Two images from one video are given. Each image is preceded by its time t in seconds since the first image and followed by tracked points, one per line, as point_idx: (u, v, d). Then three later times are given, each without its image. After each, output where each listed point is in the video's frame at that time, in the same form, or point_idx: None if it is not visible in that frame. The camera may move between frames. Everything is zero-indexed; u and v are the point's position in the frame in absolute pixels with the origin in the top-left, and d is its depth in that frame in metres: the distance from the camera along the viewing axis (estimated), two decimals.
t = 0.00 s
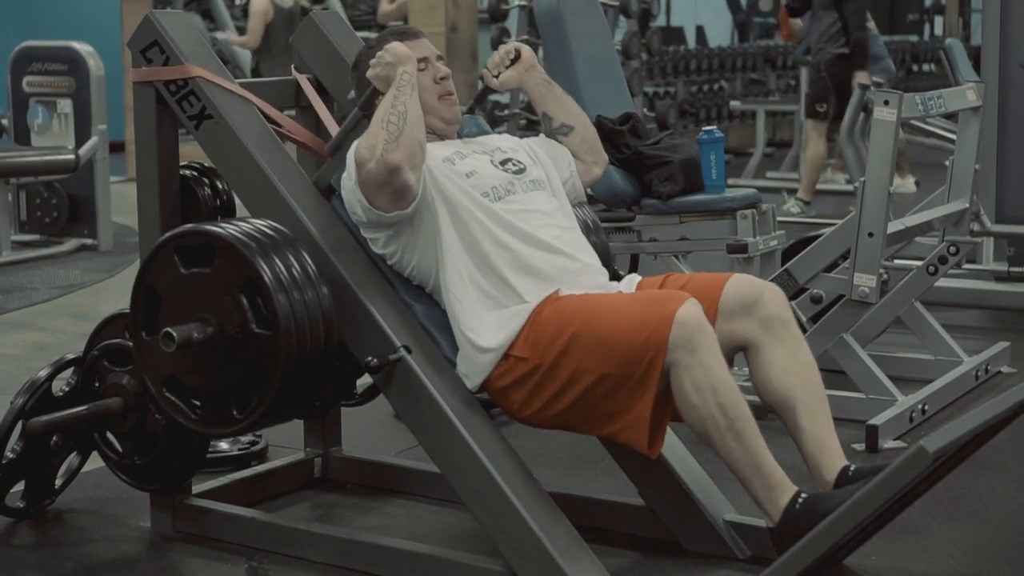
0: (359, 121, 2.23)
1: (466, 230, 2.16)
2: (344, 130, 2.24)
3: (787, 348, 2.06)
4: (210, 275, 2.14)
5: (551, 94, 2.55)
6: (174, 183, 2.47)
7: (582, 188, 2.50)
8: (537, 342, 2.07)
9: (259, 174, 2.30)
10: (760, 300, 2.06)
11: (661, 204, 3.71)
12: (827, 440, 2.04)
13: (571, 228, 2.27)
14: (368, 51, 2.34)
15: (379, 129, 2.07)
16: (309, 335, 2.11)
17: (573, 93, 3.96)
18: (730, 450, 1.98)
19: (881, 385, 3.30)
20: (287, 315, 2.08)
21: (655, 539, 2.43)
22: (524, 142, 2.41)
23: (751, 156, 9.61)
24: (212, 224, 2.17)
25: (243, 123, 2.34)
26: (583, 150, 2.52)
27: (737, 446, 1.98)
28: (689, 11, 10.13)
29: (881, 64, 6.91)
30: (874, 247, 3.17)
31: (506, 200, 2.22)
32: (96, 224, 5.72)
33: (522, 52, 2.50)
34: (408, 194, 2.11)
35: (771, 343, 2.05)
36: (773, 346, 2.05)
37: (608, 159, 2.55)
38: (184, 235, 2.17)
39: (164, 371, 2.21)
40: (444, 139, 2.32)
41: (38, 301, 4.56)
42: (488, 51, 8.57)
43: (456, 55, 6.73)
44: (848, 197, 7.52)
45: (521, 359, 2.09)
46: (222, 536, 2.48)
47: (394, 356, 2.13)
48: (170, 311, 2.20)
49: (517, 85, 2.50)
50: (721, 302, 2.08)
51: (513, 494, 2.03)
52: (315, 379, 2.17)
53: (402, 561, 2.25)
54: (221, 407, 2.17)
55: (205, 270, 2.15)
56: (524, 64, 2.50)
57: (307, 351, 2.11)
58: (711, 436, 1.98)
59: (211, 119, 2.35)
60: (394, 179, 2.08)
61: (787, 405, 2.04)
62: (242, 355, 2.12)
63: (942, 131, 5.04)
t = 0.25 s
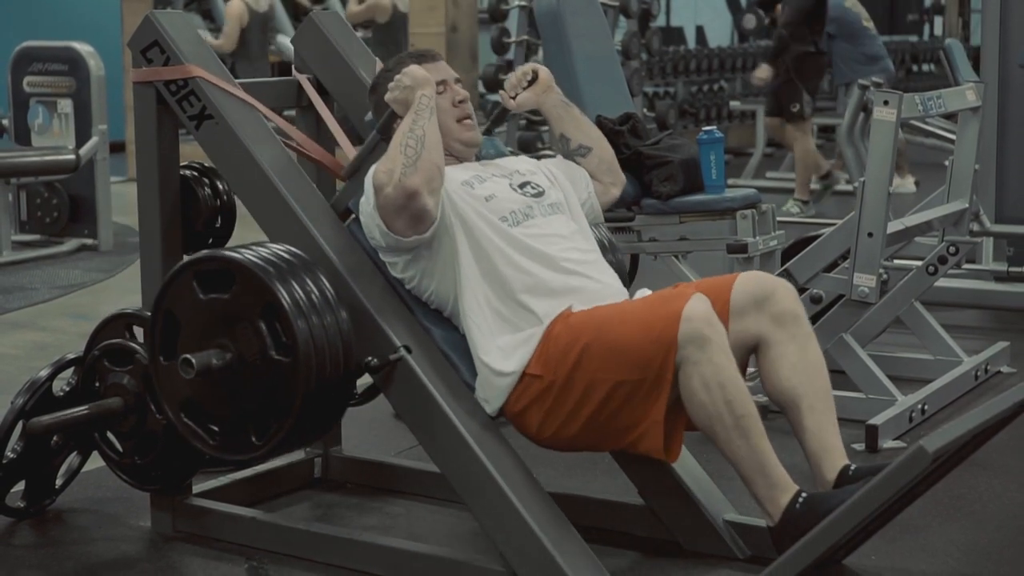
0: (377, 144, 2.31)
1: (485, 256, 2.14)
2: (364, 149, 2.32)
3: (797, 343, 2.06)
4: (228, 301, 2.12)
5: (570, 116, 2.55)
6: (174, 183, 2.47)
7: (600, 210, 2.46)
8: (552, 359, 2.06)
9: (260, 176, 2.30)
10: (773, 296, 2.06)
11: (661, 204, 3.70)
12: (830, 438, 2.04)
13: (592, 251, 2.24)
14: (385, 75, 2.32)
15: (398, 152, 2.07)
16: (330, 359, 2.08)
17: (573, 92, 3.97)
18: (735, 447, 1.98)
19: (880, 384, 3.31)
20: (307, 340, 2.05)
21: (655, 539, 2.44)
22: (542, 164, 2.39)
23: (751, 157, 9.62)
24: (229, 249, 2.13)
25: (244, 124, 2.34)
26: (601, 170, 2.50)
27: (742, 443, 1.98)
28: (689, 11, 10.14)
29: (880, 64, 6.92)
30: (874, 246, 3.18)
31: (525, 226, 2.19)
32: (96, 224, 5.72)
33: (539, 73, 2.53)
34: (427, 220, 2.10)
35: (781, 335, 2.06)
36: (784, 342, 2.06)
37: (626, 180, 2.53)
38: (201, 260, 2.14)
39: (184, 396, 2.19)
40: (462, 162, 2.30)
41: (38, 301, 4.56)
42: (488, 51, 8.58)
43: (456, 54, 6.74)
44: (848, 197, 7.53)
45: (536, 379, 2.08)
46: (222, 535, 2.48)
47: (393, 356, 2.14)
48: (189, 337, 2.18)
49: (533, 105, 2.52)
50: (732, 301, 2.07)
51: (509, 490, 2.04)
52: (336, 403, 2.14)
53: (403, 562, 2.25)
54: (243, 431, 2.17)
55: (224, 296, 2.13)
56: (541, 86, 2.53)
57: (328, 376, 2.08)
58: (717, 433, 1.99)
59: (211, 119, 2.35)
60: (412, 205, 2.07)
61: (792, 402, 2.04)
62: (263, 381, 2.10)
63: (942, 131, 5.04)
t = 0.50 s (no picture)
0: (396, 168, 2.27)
1: (504, 280, 2.12)
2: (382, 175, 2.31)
3: (804, 341, 2.07)
4: (248, 327, 2.08)
5: (588, 137, 2.48)
6: (174, 182, 2.48)
7: (619, 232, 2.43)
8: (570, 382, 2.02)
9: (259, 175, 2.29)
10: (781, 293, 2.06)
11: (661, 204, 3.70)
12: (832, 437, 2.04)
13: (612, 271, 2.21)
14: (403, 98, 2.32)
15: (416, 177, 2.04)
16: (351, 385, 2.03)
17: (573, 92, 3.97)
18: (738, 447, 1.99)
19: (880, 384, 3.31)
20: (327, 367, 2.01)
21: (655, 539, 2.44)
22: (560, 186, 2.36)
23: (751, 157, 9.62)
24: (248, 274, 2.10)
25: (244, 124, 2.34)
26: (620, 193, 2.45)
27: (745, 439, 1.98)
28: (689, 11, 10.15)
29: (880, 64, 6.92)
30: (873, 247, 3.18)
31: (545, 249, 2.16)
32: (97, 225, 5.72)
33: (557, 95, 2.45)
34: (445, 246, 2.07)
35: (788, 330, 2.06)
36: (793, 339, 2.06)
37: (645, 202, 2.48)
38: (219, 286, 2.10)
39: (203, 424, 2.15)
40: (481, 186, 2.26)
41: (38, 301, 4.56)
42: (488, 51, 8.58)
43: (456, 55, 6.74)
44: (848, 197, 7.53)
45: (553, 398, 2.05)
46: (222, 534, 2.49)
47: (393, 356, 2.13)
48: (208, 364, 2.14)
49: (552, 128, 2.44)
50: (741, 300, 2.06)
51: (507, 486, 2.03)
52: (358, 431, 2.09)
53: (404, 562, 2.25)
54: (262, 458, 2.12)
55: (243, 322, 2.09)
56: (560, 108, 2.45)
57: (348, 404, 2.03)
58: (721, 432, 1.98)
59: (211, 119, 2.36)
60: (430, 231, 2.04)
61: (795, 399, 2.05)
62: (283, 409, 2.06)
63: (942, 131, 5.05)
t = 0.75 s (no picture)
0: (413, 193, 2.18)
1: (519, 302, 2.10)
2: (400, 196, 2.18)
3: (807, 339, 2.07)
4: (265, 352, 2.05)
5: (606, 157, 2.47)
6: (174, 181, 2.48)
7: (636, 253, 2.39)
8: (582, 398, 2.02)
9: (258, 174, 2.29)
10: (785, 291, 2.06)
11: (661, 204, 3.70)
12: (832, 436, 2.04)
13: (632, 294, 2.18)
14: (420, 120, 2.29)
15: (435, 202, 2.01)
16: (370, 410, 2.00)
17: (573, 92, 3.97)
18: (740, 444, 1.98)
19: (880, 384, 3.31)
20: (346, 393, 1.98)
21: (654, 538, 2.45)
22: (576, 208, 2.34)
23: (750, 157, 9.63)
24: (265, 299, 2.06)
25: (244, 124, 2.34)
26: (637, 214, 2.43)
27: (745, 437, 1.97)
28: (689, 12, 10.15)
29: (880, 64, 6.92)
30: (873, 247, 3.18)
31: (563, 272, 2.15)
32: (97, 225, 5.73)
33: (574, 116, 2.42)
34: (465, 270, 2.05)
35: (793, 327, 2.06)
36: (795, 335, 2.06)
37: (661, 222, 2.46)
38: (236, 312, 2.07)
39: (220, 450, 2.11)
40: (498, 210, 2.24)
41: (38, 301, 4.56)
42: (488, 51, 8.59)
43: (456, 55, 6.75)
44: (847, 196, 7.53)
45: (566, 415, 2.04)
46: (221, 534, 2.49)
47: (394, 356, 2.12)
48: (226, 391, 2.10)
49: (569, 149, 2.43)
50: (745, 303, 2.06)
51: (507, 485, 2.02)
52: (378, 456, 2.06)
53: (404, 563, 2.25)
54: (280, 484, 2.09)
55: (260, 347, 2.06)
56: (577, 129, 2.43)
57: (368, 429, 2.00)
58: (723, 431, 1.98)
59: (212, 119, 2.36)
60: (449, 255, 2.02)
61: (795, 396, 2.06)
62: (302, 435, 2.03)
63: (942, 131, 5.05)
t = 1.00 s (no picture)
0: (427, 209, 2.17)
1: (531, 319, 2.09)
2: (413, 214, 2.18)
3: (808, 339, 2.07)
4: (279, 371, 2.03)
5: (618, 173, 2.43)
6: (174, 181, 2.48)
7: (648, 268, 2.36)
8: (591, 411, 2.00)
9: (258, 173, 2.30)
10: (784, 292, 2.06)
11: (661, 204, 3.70)
12: (832, 436, 2.05)
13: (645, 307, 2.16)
14: (432, 136, 2.27)
15: (449, 220, 1.99)
16: (385, 430, 1.98)
17: (573, 92, 3.97)
18: (740, 444, 1.97)
19: (879, 384, 3.31)
20: (361, 412, 1.96)
21: (654, 539, 2.44)
22: (589, 223, 2.31)
23: (750, 157, 9.63)
24: (277, 318, 2.04)
25: (243, 123, 2.34)
26: (649, 229, 2.39)
27: (744, 436, 1.97)
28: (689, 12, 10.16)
29: (880, 64, 6.93)
30: (873, 247, 3.18)
31: (577, 288, 2.12)
32: (97, 225, 5.73)
33: (588, 132, 2.38)
34: (479, 288, 2.04)
35: (794, 327, 2.06)
36: (794, 335, 2.06)
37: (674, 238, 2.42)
38: (249, 330, 2.05)
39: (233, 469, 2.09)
40: (511, 225, 2.22)
41: (38, 302, 4.56)
42: (488, 52, 8.59)
43: (456, 55, 6.75)
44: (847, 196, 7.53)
45: (576, 430, 2.03)
46: (221, 534, 2.49)
47: (394, 355, 2.12)
48: (239, 410, 2.08)
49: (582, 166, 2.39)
50: (745, 305, 2.07)
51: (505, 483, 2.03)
52: (392, 476, 2.04)
53: (404, 563, 2.25)
54: (294, 504, 2.06)
55: (274, 365, 2.04)
56: (590, 145, 2.39)
57: (383, 449, 1.98)
58: (723, 430, 1.97)
59: (212, 119, 2.36)
60: (464, 273, 2.00)
61: (794, 394, 2.06)
62: (316, 454, 2.01)
63: (941, 130, 5.05)
